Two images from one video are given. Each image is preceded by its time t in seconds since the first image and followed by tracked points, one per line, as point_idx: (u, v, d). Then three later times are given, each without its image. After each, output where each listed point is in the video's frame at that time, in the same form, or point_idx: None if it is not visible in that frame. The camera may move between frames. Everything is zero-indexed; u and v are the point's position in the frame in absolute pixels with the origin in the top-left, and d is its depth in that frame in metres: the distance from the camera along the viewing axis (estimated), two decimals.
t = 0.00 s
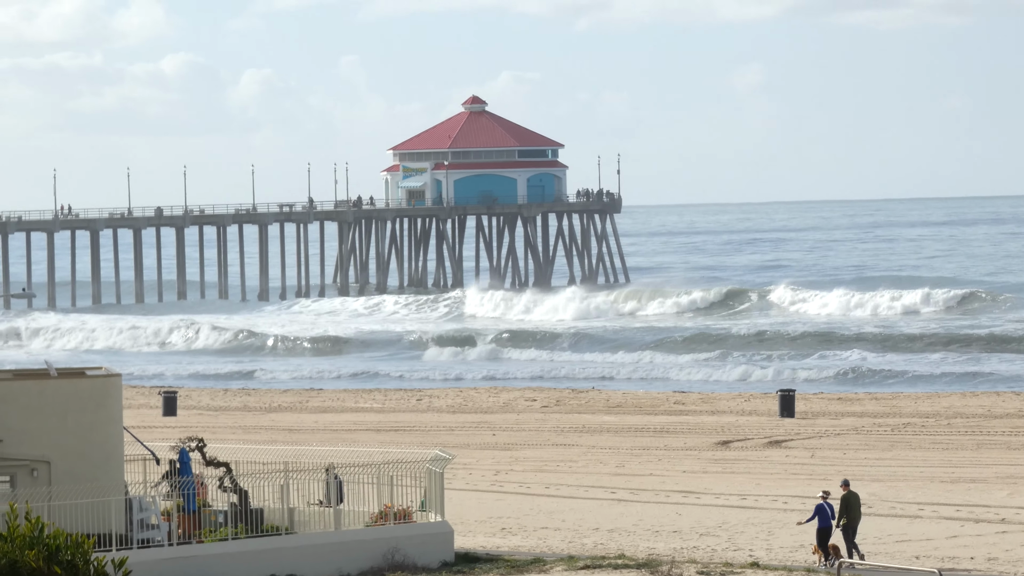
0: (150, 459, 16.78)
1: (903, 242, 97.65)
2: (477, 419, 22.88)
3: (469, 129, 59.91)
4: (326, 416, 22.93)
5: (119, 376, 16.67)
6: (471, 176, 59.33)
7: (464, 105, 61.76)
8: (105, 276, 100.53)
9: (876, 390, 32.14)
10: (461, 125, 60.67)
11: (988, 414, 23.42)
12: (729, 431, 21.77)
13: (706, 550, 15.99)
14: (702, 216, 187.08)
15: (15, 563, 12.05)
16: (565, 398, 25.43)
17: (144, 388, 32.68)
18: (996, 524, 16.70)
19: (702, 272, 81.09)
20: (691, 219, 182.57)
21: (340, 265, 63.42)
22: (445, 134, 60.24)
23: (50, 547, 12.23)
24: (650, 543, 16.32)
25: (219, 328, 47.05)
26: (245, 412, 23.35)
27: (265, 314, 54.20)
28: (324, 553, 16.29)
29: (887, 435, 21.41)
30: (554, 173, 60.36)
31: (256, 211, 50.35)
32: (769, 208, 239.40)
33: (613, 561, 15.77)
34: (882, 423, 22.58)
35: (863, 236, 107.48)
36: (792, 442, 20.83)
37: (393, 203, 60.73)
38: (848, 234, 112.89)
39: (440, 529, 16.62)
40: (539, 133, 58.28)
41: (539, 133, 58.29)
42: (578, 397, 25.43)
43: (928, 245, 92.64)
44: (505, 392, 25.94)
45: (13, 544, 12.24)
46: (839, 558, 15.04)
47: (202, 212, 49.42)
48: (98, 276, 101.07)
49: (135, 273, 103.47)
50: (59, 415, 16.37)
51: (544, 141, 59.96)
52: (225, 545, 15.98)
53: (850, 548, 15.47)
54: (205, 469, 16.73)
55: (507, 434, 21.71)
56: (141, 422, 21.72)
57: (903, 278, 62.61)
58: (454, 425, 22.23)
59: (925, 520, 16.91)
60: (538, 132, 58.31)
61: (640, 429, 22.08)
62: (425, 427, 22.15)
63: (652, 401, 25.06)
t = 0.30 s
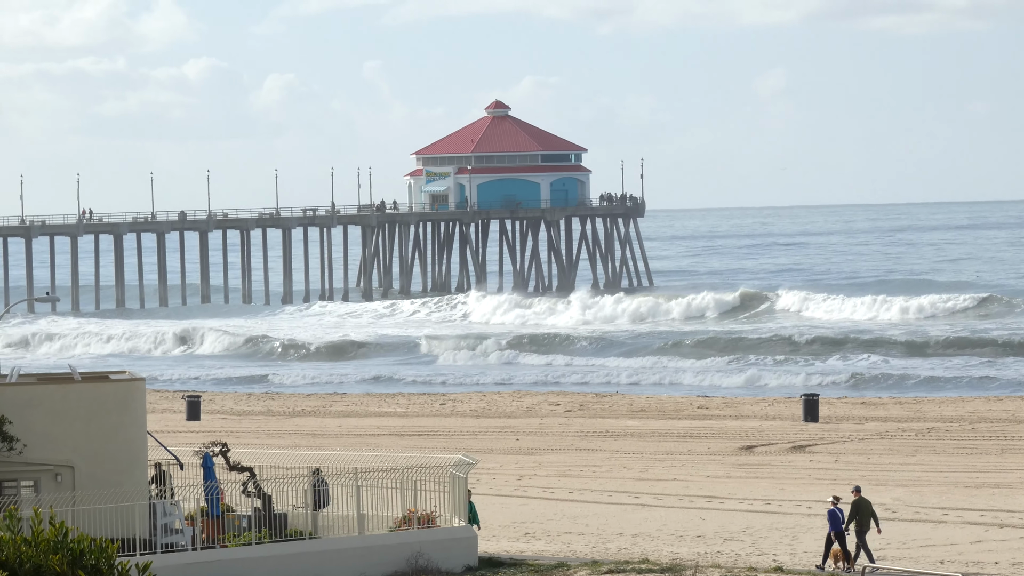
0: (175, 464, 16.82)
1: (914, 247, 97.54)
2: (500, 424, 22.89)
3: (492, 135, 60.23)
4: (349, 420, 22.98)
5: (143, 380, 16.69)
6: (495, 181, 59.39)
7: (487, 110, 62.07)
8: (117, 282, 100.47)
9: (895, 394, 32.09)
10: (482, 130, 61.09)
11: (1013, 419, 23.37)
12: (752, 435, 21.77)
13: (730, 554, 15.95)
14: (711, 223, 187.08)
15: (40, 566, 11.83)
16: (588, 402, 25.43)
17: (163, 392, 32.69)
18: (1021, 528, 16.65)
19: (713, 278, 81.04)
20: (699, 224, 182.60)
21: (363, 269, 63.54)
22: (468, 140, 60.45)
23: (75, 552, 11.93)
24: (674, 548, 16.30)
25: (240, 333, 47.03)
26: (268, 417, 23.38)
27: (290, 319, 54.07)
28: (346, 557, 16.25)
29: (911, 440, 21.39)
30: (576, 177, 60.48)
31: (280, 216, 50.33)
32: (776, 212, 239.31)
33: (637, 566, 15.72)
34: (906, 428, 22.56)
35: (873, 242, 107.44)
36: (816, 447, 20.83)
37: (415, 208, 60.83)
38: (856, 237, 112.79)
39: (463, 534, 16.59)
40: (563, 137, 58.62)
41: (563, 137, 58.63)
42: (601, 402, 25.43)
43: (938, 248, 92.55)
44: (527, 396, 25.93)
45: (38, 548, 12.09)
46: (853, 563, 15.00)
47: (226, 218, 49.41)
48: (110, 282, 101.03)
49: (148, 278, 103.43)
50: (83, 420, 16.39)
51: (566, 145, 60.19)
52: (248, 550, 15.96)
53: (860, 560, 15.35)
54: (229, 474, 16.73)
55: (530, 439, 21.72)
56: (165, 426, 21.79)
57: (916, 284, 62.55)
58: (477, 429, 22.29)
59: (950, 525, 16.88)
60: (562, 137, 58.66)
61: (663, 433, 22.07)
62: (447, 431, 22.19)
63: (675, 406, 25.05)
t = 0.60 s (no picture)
0: (200, 467, 16.83)
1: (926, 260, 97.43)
2: (526, 428, 22.90)
3: (518, 140, 60.32)
4: (375, 423, 23.04)
5: (169, 386, 16.77)
6: (520, 187, 59.63)
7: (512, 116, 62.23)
8: (135, 289, 100.67)
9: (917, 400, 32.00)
10: (508, 135, 61.18)
11: None
12: (778, 440, 21.77)
13: (756, 561, 15.89)
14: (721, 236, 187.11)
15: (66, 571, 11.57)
16: (613, 406, 25.43)
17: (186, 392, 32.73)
18: None
19: (726, 289, 81.04)
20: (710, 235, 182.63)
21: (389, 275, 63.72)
22: (494, 145, 60.56)
23: (101, 558, 11.69)
24: (700, 554, 16.25)
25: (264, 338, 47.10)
26: (295, 420, 23.42)
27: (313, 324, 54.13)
28: (372, 563, 16.24)
29: (937, 445, 21.36)
30: (601, 183, 60.96)
31: (305, 221, 50.41)
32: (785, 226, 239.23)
33: (663, 572, 15.67)
34: (933, 433, 22.52)
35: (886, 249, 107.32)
36: (842, 452, 20.82)
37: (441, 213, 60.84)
38: (868, 247, 112.72)
39: (489, 539, 16.58)
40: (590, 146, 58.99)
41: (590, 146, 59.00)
42: (627, 406, 25.44)
43: (952, 257, 92.41)
44: (553, 399, 25.95)
45: (63, 554, 11.85)
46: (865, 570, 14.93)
47: (251, 223, 49.47)
48: (128, 289, 101.24)
49: (165, 283, 103.69)
50: (109, 423, 16.39)
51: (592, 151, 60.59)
52: (273, 554, 15.96)
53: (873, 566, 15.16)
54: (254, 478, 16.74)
55: (556, 443, 21.74)
56: (192, 429, 21.84)
57: (930, 295, 62.45)
58: (503, 433, 22.33)
59: (976, 531, 16.83)
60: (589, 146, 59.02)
61: (689, 438, 22.08)
62: (473, 434, 22.23)
63: (701, 409, 25.05)
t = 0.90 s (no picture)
0: (228, 472, 16.88)
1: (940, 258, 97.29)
2: (552, 434, 22.98)
3: (544, 143, 60.34)
4: (402, 431, 23.18)
5: (197, 390, 16.70)
6: (547, 190, 59.64)
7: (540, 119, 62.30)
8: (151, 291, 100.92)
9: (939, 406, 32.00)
10: (535, 138, 61.19)
11: None
12: (804, 446, 21.82)
13: (783, 564, 15.91)
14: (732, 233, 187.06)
15: None
16: (640, 412, 25.51)
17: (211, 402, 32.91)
18: None
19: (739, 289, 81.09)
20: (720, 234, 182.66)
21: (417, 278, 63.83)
22: (521, 148, 60.67)
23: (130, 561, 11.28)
24: (727, 558, 16.25)
25: (290, 345, 47.15)
26: (322, 427, 23.52)
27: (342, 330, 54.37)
28: (399, 567, 16.27)
29: (964, 450, 21.37)
30: (629, 186, 60.51)
31: (333, 225, 50.39)
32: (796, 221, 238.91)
33: None
34: (960, 438, 22.53)
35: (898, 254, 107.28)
36: (869, 458, 20.87)
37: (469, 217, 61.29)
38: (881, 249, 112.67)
39: (516, 544, 16.60)
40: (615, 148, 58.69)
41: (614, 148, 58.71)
42: (654, 412, 25.50)
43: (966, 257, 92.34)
44: (579, 406, 26.03)
45: (93, 558, 11.42)
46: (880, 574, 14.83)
47: (278, 227, 49.46)
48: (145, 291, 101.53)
49: (182, 285, 103.97)
50: (138, 429, 16.41)
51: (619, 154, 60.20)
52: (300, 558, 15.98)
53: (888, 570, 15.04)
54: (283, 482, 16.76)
55: (582, 448, 21.84)
56: (220, 435, 21.94)
57: (944, 298, 62.39)
58: (530, 439, 22.44)
59: (1004, 535, 16.83)
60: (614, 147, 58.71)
61: (715, 443, 22.14)
62: (501, 441, 22.33)
63: (728, 416, 25.11)
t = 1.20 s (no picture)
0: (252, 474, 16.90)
1: (952, 262, 97.16)
2: (577, 435, 23.02)
3: (570, 146, 60.68)
4: (428, 431, 23.20)
5: (222, 391, 16.72)
6: (574, 193, 59.81)
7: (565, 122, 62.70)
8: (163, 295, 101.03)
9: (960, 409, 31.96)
10: (561, 141, 61.52)
11: None
12: (830, 448, 21.81)
13: (808, 565, 15.90)
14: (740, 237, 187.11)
15: None
16: (665, 413, 25.53)
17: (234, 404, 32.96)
18: None
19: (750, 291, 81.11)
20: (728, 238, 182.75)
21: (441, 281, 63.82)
22: (547, 151, 60.98)
23: (154, 562, 11.11)
24: (752, 560, 16.22)
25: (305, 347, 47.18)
26: (348, 429, 23.54)
27: (363, 331, 54.56)
28: (424, 568, 16.26)
29: (989, 452, 21.37)
30: (654, 188, 60.72)
31: (358, 227, 50.45)
32: (804, 226, 238.92)
33: None
34: (986, 440, 22.52)
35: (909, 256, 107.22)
36: (895, 459, 20.88)
37: (494, 220, 61.55)
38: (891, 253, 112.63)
39: (540, 545, 16.59)
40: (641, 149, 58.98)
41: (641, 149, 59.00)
42: (679, 413, 25.53)
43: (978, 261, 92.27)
44: (604, 407, 26.05)
45: (118, 559, 11.25)
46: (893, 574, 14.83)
47: (304, 229, 49.46)
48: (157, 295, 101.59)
49: (194, 290, 104.09)
50: (163, 430, 16.42)
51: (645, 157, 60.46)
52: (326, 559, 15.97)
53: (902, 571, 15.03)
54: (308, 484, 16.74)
55: (608, 450, 21.88)
56: (245, 436, 21.99)
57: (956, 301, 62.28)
58: (557, 441, 22.46)
59: None
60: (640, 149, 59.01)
61: (740, 445, 22.15)
62: (529, 443, 22.37)
63: (754, 417, 25.12)
